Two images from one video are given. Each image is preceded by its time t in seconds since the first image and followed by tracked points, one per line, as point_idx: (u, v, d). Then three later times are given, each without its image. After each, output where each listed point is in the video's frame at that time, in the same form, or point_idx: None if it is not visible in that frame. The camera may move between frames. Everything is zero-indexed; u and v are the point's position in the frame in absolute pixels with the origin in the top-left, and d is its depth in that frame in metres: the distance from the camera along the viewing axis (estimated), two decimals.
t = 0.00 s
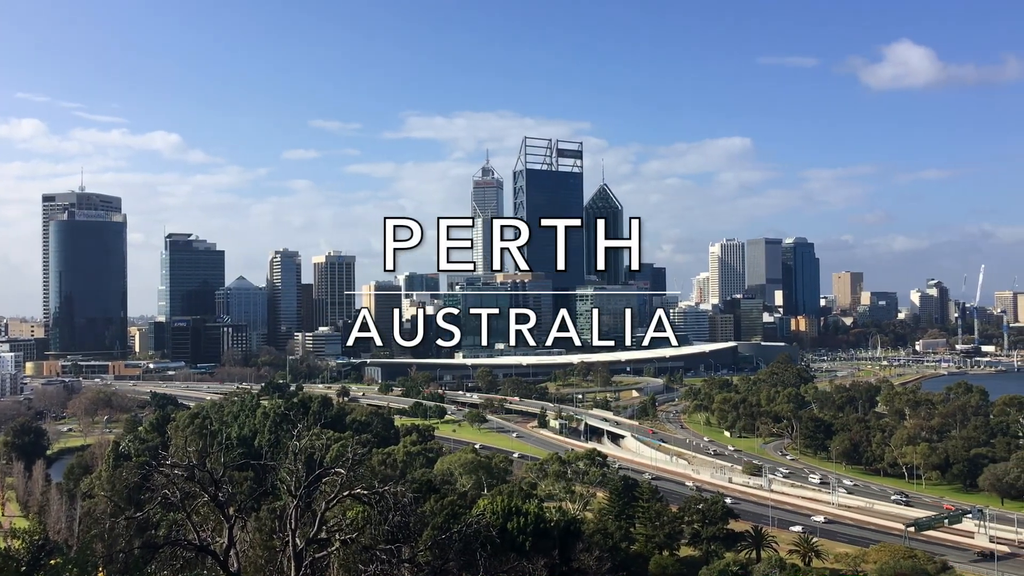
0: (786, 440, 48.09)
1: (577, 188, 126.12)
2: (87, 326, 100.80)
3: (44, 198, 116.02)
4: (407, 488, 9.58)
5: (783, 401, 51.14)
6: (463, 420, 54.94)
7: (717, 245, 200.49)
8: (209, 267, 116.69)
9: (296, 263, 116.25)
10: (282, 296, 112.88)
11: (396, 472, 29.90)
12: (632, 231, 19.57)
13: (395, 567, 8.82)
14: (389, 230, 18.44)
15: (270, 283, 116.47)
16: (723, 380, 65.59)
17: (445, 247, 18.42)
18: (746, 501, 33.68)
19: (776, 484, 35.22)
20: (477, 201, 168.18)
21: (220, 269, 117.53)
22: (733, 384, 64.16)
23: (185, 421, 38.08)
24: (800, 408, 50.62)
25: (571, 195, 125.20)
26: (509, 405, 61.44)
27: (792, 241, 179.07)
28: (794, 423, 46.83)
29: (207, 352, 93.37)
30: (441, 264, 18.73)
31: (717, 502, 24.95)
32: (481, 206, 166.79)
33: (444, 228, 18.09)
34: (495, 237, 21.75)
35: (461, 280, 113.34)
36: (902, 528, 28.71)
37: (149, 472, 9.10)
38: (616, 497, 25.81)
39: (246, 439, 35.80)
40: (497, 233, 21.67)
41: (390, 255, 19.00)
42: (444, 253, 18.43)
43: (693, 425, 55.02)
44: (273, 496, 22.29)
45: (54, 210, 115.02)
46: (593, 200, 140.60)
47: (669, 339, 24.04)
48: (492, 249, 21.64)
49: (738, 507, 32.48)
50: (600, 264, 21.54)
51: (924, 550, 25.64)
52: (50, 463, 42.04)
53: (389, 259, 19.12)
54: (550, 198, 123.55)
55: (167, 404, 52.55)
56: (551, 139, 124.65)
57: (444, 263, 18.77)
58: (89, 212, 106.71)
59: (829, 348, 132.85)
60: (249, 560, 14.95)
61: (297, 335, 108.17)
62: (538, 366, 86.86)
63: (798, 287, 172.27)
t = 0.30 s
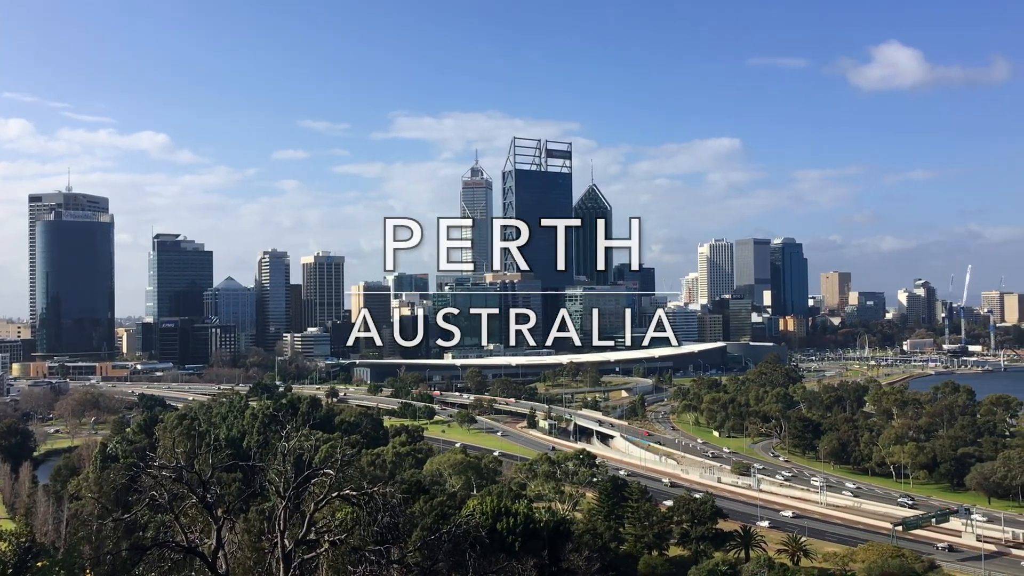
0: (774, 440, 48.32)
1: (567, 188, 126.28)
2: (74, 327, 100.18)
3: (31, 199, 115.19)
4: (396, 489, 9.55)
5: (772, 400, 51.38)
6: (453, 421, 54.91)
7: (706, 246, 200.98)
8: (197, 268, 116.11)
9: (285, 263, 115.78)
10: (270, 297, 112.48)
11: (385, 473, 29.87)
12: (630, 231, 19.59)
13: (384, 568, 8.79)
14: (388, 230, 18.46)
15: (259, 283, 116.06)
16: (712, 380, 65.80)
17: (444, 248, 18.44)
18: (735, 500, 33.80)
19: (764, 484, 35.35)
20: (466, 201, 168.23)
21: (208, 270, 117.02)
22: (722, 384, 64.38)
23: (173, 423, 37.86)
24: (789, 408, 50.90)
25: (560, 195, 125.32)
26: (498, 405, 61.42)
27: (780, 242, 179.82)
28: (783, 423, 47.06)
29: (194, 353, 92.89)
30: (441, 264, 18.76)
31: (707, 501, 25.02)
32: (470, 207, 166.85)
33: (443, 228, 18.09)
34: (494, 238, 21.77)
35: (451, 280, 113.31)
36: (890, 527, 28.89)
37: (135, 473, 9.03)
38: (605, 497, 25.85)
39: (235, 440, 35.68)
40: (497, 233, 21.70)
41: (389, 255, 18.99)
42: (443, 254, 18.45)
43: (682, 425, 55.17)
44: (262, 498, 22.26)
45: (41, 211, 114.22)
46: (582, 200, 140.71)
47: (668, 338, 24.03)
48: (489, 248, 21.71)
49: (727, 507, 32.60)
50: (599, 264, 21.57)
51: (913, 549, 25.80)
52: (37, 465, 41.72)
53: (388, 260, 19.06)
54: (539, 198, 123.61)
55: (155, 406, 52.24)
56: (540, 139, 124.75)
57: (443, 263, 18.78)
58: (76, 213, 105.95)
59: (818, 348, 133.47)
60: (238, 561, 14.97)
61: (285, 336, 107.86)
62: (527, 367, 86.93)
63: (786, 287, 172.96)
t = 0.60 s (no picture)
0: (761, 439, 48.54)
1: (554, 189, 126.44)
2: (60, 328, 99.46)
3: (15, 199, 114.19)
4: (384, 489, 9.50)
5: (758, 400, 51.62)
6: (440, 421, 54.87)
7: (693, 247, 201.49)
8: (184, 269, 115.59)
9: (273, 264, 115.31)
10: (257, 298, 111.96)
11: (373, 474, 29.87)
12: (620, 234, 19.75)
13: (371, 570, 8.77)
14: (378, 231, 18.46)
15: (246, 284, 115.52)
16: (699, 381, 66.02)
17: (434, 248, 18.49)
18: (723, 500, 33.98)
19: (752, 484, 35.49)
20: (453, 202, 168.34)
21: (195, 270, 116.51)
22: (709, 384, 64.57)
23: (159, 424, 37.61)
24: (775, 408, 51.15)
25: (548, 196, 125.41)
26: (486, 406, 61.38)
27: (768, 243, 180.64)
28: (769, 423, 47.27)
29: (181, 354, 92.37)
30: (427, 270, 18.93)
31: (694, 501, 25.11)
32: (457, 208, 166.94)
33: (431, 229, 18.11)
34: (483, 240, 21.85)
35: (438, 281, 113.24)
36: (876, 527, 29.04)
37: (121, 475, 8.94)
38: (593, 497, 25.92)
39: (222, 441, 35.51)
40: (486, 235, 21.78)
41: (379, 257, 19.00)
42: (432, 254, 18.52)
43: (669, 425, 55.37)
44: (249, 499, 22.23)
45: (26, 211, 113.34)
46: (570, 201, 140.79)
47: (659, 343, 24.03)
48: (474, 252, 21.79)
49: (714, 507, 32.76)
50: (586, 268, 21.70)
51: (898, 548, 25.97)
52: (21, 467, 41.33)
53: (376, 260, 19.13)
54: (527, 199, 123.67)
55: (141, 407, 51.88)
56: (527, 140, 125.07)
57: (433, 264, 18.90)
58: (62, 213, 105.14)
59: (804, 348, 134.16)
60: (224, 562, 15.02)
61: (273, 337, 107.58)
62: (515, 367, 86.95)
63: (773, 288, 173.74)
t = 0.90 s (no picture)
0: (747, 439, 48.82)
1: (541, 189, 126.46)
2: (43, 329, 98.74)
3: None
4: (370, 490, 9.47)
5: (744, 400, 51.85)
6: (427, 422, 54.84)
7: (679, 247, 202.09)
8: (169, 269, 114.92)
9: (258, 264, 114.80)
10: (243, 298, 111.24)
11: (359, 474, 29.83)
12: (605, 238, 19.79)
13: (357, 570, 8.74)
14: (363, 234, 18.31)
15: (231, 284, 114.80)
16: (685, 381, 66.22)
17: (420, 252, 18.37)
18: (709, 500, 34.15)
19: (737, 484, 35.70)
20: (440, 202, 168.23)
21: (180, 271, 115.83)
22: (695, 385, 64.78)
23: (144, 425, 37.39)
24: (761, 408, 51.41)
25: (534, 196, 125.40)
26: (472, 407, 61.39)
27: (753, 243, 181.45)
28: (755, 423, 47.51)
29: (166, 355, 91.76)
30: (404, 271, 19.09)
31: (680, 501, 25.22)
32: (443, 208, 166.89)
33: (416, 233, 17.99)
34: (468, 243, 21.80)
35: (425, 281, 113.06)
36: (860, 526, 29.26)
37: (105, 477, 8.87)
38: (579, 498, 25.99)
39: (207, 442, 35.34)
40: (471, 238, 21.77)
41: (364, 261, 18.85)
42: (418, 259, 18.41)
43: (655, 425, 55.60)
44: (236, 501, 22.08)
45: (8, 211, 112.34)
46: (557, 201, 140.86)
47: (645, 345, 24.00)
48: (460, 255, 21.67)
49: (700, 507, 32.88)
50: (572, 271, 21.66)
51: (882, 547, 26.14)
52: (4, 469, 40.99)
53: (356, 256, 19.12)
54: (513, 199, 123.58)
55: (125, 408, 51.56)
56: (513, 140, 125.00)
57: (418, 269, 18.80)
58: (45, 213, 104.29)
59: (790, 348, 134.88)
60: (210, 564, 15.00)
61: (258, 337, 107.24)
62: (502, 368, 86.91)
63: (759, 288, 174.54)
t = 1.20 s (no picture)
0: (732, 438, 49.07)
1: (527, 189, 126.39)
2: (26, 329, 97.95)
3: None
4: (356, 489, 9.45)
5: (730, 400, 52.02)
6: (413, 421, 54.75)
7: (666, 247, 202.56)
8: (154, 268, 114.09)
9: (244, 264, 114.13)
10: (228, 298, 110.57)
11: (345, 474, 29.76)
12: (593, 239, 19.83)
13: (344, 570, 8.74)
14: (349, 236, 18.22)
15: (217, 284, 114.12)
16: (671, 380, 66.36)
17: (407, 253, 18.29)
18: (696, 499, 34.30)
19: (723, 483, 35.88)
20: (427, 202, 168.00)
21: (165, 270, 114.94)
22: (682, 384, 64.93)
23: (128, 426, 37.12)
24: (747, 407, 51.61)
25: (520, 196, 125.34)
26: (459, 407, 61.34)
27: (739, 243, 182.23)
28: (741, 422, 47.69)
29: (151, 355, 91.14)
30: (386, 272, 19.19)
31: (666, 500, 25.28)
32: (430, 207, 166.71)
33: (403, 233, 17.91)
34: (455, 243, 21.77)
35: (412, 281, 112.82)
36: (845, 524, 29.44)
37: (89, 477, 8.80)
38: (566, 497, 26.06)
39: (192, 443, 35.14)
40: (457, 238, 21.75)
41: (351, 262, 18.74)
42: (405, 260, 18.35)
43: (642, 424, 55.79)
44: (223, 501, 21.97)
45: None
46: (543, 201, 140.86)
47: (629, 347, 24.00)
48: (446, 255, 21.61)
49: (686, 506, 33.01)
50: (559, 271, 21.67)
51: (867, 546, 26.39)
52: None
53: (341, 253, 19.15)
54: (500, 199, 123.48)
55: (110, 408, 51.19)
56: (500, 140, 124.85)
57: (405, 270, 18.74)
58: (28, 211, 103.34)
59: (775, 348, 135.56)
60: (196, 565, 14.96)
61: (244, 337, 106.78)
62: (488, 367, 86.84)
63: (744, 288, 175.19)
